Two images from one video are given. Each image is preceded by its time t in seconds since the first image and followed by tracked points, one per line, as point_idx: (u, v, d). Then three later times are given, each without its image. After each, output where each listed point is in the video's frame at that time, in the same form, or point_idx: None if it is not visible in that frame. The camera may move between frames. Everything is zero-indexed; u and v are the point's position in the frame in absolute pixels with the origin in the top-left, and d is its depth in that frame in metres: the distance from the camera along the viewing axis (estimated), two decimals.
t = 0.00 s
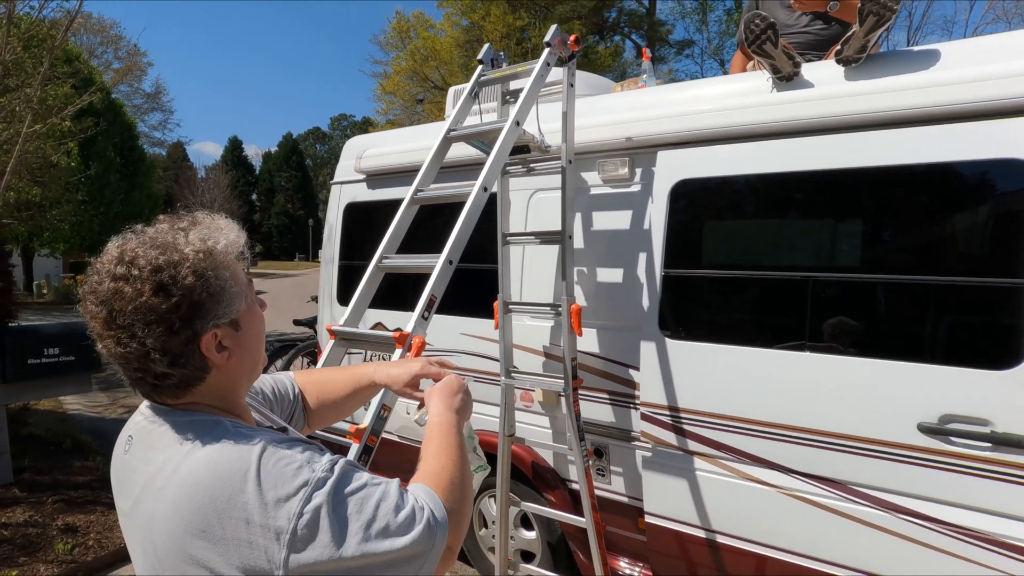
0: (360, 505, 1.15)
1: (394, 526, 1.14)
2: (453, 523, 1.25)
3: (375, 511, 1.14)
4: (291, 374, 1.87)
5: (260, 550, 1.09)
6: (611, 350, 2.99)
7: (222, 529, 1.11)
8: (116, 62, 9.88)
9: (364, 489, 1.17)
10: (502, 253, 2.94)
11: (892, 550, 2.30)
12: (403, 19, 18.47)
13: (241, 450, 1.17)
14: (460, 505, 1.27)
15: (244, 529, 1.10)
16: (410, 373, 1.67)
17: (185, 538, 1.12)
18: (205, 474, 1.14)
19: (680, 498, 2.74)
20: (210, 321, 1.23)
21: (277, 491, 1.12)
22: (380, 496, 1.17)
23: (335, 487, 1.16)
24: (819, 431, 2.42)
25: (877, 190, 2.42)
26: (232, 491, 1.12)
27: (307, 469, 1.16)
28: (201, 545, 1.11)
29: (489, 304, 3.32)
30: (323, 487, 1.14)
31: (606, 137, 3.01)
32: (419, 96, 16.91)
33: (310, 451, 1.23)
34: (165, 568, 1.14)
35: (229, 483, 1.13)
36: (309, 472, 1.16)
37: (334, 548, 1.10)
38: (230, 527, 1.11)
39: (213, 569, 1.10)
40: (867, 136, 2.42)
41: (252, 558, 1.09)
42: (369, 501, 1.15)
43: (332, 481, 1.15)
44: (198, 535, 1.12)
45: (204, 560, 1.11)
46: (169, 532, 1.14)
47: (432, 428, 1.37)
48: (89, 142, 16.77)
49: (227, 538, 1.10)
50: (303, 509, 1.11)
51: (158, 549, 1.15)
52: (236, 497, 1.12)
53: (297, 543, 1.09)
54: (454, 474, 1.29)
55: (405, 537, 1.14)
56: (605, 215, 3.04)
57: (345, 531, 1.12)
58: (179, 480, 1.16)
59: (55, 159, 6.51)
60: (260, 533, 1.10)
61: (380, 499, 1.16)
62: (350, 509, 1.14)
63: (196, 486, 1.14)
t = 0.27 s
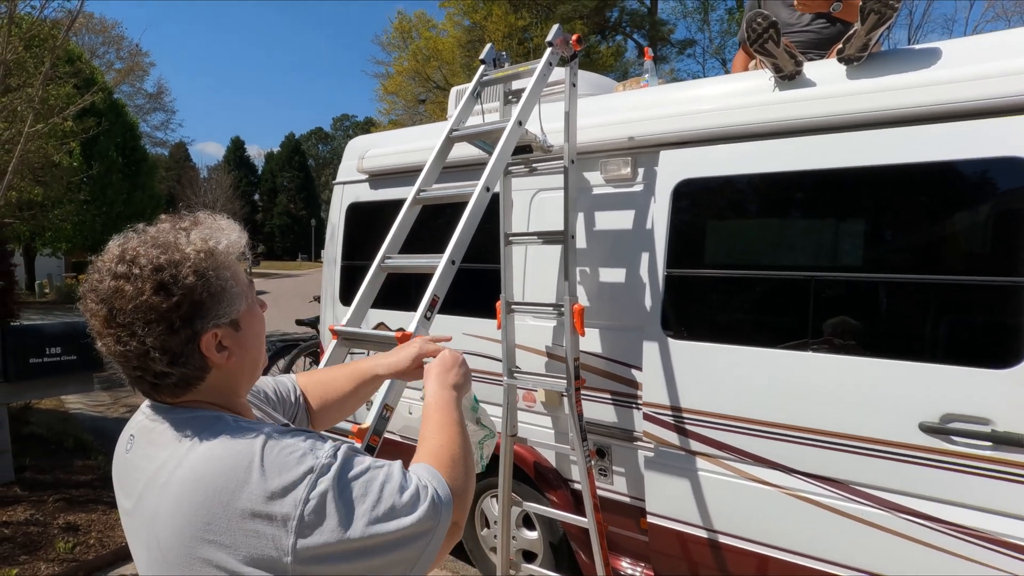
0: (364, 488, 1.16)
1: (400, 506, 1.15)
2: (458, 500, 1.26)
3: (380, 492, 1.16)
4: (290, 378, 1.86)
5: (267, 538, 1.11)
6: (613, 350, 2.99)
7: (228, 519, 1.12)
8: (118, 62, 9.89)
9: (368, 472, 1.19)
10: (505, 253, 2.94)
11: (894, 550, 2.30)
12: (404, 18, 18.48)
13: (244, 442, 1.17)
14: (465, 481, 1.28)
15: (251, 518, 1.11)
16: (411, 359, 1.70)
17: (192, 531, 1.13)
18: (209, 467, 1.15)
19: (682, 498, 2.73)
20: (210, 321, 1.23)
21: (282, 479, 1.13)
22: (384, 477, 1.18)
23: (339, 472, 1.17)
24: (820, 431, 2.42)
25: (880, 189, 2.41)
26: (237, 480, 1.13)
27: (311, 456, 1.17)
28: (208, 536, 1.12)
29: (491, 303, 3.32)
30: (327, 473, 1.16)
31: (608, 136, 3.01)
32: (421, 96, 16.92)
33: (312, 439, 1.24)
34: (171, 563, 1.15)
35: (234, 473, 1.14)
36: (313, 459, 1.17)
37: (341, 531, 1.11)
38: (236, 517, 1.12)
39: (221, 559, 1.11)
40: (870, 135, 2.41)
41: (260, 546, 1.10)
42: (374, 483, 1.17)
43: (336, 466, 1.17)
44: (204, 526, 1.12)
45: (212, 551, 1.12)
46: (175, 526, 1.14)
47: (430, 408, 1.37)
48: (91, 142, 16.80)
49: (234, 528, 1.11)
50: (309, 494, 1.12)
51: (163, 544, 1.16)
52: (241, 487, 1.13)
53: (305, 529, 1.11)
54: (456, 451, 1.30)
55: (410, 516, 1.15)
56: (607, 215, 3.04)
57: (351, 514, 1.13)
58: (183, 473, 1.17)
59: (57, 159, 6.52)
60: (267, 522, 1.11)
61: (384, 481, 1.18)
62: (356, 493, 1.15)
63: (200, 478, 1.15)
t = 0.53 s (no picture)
0: (370, 477, 1.17)
1: (406, 491, 1.16)
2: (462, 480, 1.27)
3: (386, 480, 1.16)
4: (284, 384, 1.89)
5: (275, 530, 1.11)
6: (615, 352, 2.99)
7: (235, 512, 1.12)
8: (120, 64, 9.90)
9: (373, 461, 1.19)
10: (506, 254, 2.94)
11: (896, 552, 2.29)
12: (406, 20, 18.51)
13: (249, 440, 1.17)
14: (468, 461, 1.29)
15: (259, 512, 1.11)
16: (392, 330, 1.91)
17: (199, 526, 1.13)
18: (214, 465, 1.15)
19: (684, 500, 2.73)
20: (214, 325, 1.23)
21: (288, 473, 1.13)
22: (389, 464, 1.19)
23: (345, 463, 1.17)
24: (821, 434, 2.42)
25: (881, 191, 2.41)
26: (243, 474, 1.14)
27: (316, 449, 1.18)
28: (215, 530, 1.13)
29: (493, 305, 3.32)
30: (333, 464, 1.16)
31: (610, 138, 3.01)
32: (423, 98, 16.95)
33: (317, 432, 1.24)
34: (178, 559, 1.15)
35: (240, 467, 1.14)
36: (319, 451, 1.17)
37: (348, 520, 1.12)
38: (243, 511, 1.12)
39: (229, 553, 1.12)
40: (872, 137, 2.41)
41: (268, 538, 1.11)
42: (379, 471, 1.17)
43: (341, 457, 1.17)
44: (212, 521, 1.13)
45: (220, 545, 1.12)
46: (182, 522, 1.15)
47: (427, 390, 1.36)
48: (93, 144, 16.83)
49: (241, 522, 1.12)
50: (315, 486, 1.13)
51: (170, 541, 1.16)
52: (248, 481, 1.13)
53: (312, 520, 1.11)
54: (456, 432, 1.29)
55: (416, 502, 1.16)
56: (609, 217, 3.04)
57: (358, 502, 1.14)
58: (189, 470, 1.17)
59: (59, 161, 6.53)
60: (274, 515, 1.11)
61: (389, 467, 1.18)
62: (362, 483, 1.16)
63: (206, 474, 1.15)
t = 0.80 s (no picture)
0: (377, 478, 1.17)
1: (413, 493, 1.17)
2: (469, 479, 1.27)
3: (393, 481, 1.17)
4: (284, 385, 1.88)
5: (281, 529, 1.11)
6: (618, 352, 2.98)
7: (242, 511, 1.12)
8: (123, 65, 9.92)
9: (380, 462, 1.19)
10: (510, 254, 2.94)
11: (899, 553, 2.29)
12: (408, 21, 18.53)
13: (257, 438, 1.17)
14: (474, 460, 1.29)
15: (265, 511, 1.11)
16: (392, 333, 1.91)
17: (206, 524, 1.14)
18: (222, 463, 1.15)
19: (687, 500, 2.73)
20: (220, 324, 1.23)
21: (295, 472, 1.13)
22: (396, 465, 1.19)
23: (352, 463, 1.17)
24: (825, 434, 2.41)
25: (884, 190, 2.40)
26: (251, 473, 1.14)
27: (323, 449, 1.18)
28: (222, 529, 1.13)
29: (496, 305, 3.32)
30: (340, 464, 1.16)
31: (613, 138, 3.01)
32: (425, 98, 16.97)
33: (324, 431, 1.24)
34: (185, 557, 1.15)
35: (247, 466, 1.14)
36: (326, 450, 1.17)
37: (354, 520, 1.12)
38: (249, 510, 1.12)
39: (235, 551, 1.12)
40: (875, 137, 2.40)
41: (275, 537, 1.11)
42: (386, 472, 1.17)
43: (348, 457, 1.17)
44: (218, 519, 1.13)
45: (226, 543, 1.12)
46: (189, 519, 1.15)
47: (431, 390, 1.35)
48: (96, 144, 16.87)
49: (248, 521, 1.12)
50: (322, 485, 1.13)
51: (177, 538, 1.16)
52: (255, 480, 1.13)
53: (319, 519, 1.11)
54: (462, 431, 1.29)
55: (423, 503, 1.17)
56: (612, 217, 3.04)
57: (364, 503, 1.14)
58: (196, 468, 1.17)
59: (63, 161, 6.55)
60: (281, 514, 1.11)
61: (396, 469, 1.18)
62: (368, 483, 1.16)
63: (214, 472, 1.15)
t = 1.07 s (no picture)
0: (385, 487, 1.17)
1: (420, 504, 1.16)
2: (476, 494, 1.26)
3: (401, 491, 1.17)
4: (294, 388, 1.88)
5: (289, 537, 1.11)
6: (623, 356, 2.98)
7: (250, 518, 1.12)
8: (128, 70, 9.96)
9: (389, 472, 1.20)
10: (515, 258, 2.94)
11: (906, 559, 2.27)
12: (413, 25, 18.59)
13: (267, 444, 1.18)
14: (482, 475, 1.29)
15: (273, 519, 1.11)
16: (402, 347, 1.80)
17: (214, 530, 1.14)
18: (232, 469, 1.15)
19: (692, 505, 2.72)
20: (231, 328, 1.24)
21: (304, 481, 1.13)
22: (405, 476, 1.19)
23: (361, 473, 1.18)
24: (831, 439, 2.40)
25: (890, 195, 2.40)
26: (260, 480, 1.14)
27: (333, 457, 1.18)
28: (230, 535, 1.13)
29: (501, 309, 3.32)
30: (349, 473, 1.16)
31: (618, 142, 3.01)
32: (430, 102, 17.01)
33: (334, 439, 1.24)
34: (192, 562, 1.15)
35: (256, 474, 1.14)
36: (335, 459, 1.18)
37: (362, 530, 1.12)
38: (257, 517, 1.12)
39: (242, 557, 1.12)
40: (880, 141, 2.40)
41: (282, 544, 1.11)
42: (394, 482, 1.18)
43: (357, 466, 1.17)
44: (227, 526, 1.13)
45: (233, 550, 1.13)
46: (197, 525, 1.15)
47: (441, 410, 1.37)
48: (102, 148, 16.97)
49: (255, 528, 1.12)
50: (331, 494, 1.13)
51: (185, 543, 1.16)
52: (264, 487, 1.13)
53: (326, 528, 1.11)
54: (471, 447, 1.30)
55: (430, 514, 1.17)
56: (617, 221, 3.03)
57: (372, 512, 1.14)
58: (206, 474, 1.17)
59: (69, 165, 6.58)
60: (289, 522, 1.11)
61: (405, 479, 1.18)
62: (377, 493, 1.16)
63: (223, 478, 1.15)
